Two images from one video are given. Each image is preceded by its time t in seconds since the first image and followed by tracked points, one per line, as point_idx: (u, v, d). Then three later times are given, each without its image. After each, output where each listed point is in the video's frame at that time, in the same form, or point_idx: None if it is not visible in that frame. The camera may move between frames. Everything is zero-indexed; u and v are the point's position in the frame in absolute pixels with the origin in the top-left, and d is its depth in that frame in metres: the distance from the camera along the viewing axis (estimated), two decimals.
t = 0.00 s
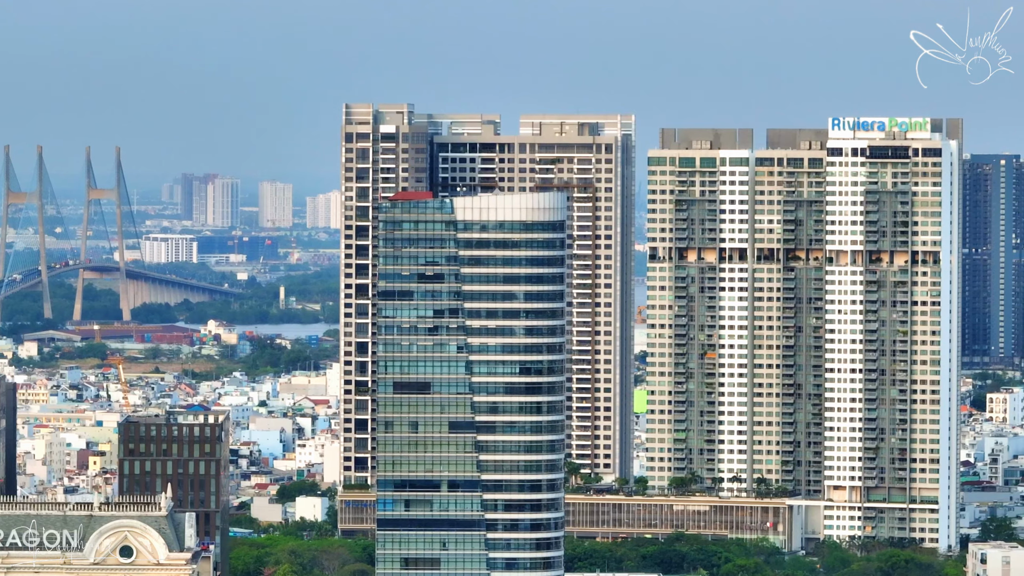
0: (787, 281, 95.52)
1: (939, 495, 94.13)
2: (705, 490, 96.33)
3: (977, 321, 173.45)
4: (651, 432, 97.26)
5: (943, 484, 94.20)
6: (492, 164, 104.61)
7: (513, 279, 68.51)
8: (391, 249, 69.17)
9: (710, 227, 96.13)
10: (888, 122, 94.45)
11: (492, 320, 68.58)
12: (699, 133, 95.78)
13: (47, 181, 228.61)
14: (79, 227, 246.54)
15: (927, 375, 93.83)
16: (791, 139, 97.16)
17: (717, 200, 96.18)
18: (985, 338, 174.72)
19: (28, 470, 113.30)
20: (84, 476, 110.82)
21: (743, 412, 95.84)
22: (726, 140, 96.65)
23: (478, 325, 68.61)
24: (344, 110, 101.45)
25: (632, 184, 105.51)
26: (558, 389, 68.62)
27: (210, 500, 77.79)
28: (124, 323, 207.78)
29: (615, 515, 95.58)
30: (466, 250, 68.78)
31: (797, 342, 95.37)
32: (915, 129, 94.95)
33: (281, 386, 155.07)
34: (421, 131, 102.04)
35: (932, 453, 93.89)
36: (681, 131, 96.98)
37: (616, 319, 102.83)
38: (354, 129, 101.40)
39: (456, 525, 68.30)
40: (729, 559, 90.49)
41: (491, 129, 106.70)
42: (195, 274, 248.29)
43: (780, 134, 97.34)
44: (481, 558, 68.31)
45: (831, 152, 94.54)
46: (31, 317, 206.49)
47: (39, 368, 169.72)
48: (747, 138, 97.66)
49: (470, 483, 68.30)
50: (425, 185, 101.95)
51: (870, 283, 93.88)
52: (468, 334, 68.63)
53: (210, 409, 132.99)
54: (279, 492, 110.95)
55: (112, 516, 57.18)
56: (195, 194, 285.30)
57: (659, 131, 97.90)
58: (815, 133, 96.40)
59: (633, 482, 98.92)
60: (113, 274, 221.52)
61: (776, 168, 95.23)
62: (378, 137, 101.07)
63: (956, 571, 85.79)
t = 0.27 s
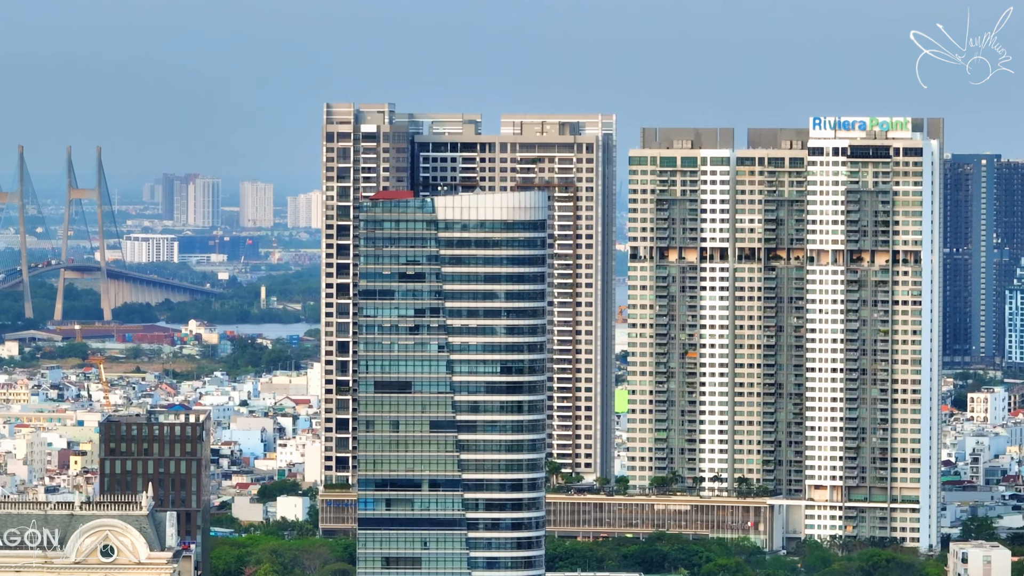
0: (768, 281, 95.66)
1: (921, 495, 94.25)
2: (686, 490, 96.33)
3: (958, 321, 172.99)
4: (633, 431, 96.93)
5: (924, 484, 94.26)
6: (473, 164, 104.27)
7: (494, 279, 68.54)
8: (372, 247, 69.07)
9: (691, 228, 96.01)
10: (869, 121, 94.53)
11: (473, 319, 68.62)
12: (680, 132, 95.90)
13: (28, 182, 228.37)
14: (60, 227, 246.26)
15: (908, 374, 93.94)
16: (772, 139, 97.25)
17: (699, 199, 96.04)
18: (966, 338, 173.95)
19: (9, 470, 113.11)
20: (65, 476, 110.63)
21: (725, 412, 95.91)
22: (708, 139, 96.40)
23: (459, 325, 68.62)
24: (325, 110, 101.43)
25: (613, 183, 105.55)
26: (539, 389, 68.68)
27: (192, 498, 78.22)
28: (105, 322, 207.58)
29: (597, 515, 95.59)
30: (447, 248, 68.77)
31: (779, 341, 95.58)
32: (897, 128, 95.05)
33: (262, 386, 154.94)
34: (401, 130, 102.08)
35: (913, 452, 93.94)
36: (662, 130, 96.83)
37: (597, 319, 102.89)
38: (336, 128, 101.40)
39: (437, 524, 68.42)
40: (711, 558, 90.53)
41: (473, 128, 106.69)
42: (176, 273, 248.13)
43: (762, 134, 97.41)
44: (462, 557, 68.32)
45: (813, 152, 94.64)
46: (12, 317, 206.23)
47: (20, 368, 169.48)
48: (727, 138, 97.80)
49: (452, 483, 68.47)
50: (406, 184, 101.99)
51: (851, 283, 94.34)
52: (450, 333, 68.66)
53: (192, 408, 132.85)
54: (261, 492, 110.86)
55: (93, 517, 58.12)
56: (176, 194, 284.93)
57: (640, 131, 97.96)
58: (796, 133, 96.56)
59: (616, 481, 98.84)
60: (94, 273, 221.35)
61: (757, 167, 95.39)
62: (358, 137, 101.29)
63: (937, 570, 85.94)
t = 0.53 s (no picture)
0: (749, 280, 95.81)
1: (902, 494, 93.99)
2: (667, 489, 96.50)
3: (940, 320, 173.10)
4: (614, 430, 97.55)
5: (906, 484, 94.13)
6: (455, 163, 104.92)
7: (476, 278, 68.59)
8: (354, 247, 69.13)
9: (673, 227, 96.54)
10: (851, 120, 94.61)
11: (455, 318, 68.66)
12: (662, 132, 95.99)
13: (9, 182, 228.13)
14: (41, 227, 246.03)
15: (889, 374, 93.89)
16: (754, 138, 97.34)
17: (680, 198, 96.52)
18: (949, 337, 173.94)
19: None
20: (47, 476, 110.53)
21: (706, 412, 96.14)
22: (689, 139, 96.93)
23: (441, 324, 68.67)
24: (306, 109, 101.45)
25: (595, 183, 105.61)
26: (521, 388, 68.70)
27: (174, 498, 78.03)
28: (87, 322, 207.40)
29: (578, 515, 95.57)
30: (428, 248, 68.78)
31: (761, 341, 95.66)
32: (879, 127, 95.13)
33: (243, 386, 154.81)
34: (383, 130, 102.16)
35: (894, 452, 93.86)
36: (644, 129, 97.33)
37: (579, 318, 102.90)
38: (317, 128, 101.43)
39: (419, 524, 68.39)
40: (693, 557, 90.59)
41: (454, 128, 106.71)
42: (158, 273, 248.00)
43: (743, 134, 97.48)
44: (445, 556, 68.33)
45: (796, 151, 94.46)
46: None
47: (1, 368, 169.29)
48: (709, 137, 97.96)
49: (434, 482, 68.42)
50: (388, 184, 102.07)
51: (832, 283, 94.12)
52: (432, 333, 68.71)
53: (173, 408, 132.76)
54: (242, 492, 110.81)
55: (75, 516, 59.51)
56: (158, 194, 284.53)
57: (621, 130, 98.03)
58: (778, 132, 96.81)
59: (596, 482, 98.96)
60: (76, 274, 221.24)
61: (738, 167, 95.49)
62: (341, 136, 101.23)
63: (919, 570, 85.98)
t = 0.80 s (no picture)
0: (731, 280, 95.95)
1: (884, 495, 93.97)
2: (649, 489, 96.56)
3: (921, 321, 174.33)
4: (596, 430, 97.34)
5: (888, 484, 94.02)
6: (436, 163, 104.42)
7: (457, 278, 68.58)
8: (335, 247, 69.05)
9: (654, 227, 96.42)
10: (832, 120, 94.58)
11: (436, 318, 68.65)
12: (643, 131, 96.09)
13: None
14: (22, 227, 245.73)
15: (871, 373, 93.91)
16: (735, 138, 97.45)
17: (662, 198, 96.48)
18: (929, 337, 175.03)
19: None
20: (28, 476, 110.36)
21: (688, 411, 96.18)
22: (670, 139, 97.05)
23: (422, 324, 68.65)
24: (287, 109, 101.45)
25: (576, 183, 105.73)
26: (502, 388, 68.77)
27: (156, 498, 78.07)
28: (68, 323, 207.17)
29: (560, 515, 95.79)
30: (410, 247, 68.80)
31: (742, 341, 95.74)
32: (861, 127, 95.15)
33: (224, 386, 154.68)
34: (365, 130, 102.19)
35: (876, 452, 93.74)
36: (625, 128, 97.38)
37: (560, 320, 103.03)
38: (298, 128, 101.49)
39: (400, 524, 68.48)
40: (674, 557, 90.73)
41: (436, 127, 106.78)
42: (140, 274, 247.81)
43: (725, 134, 97.60)
44: (426, 556, 68.39)
45: (776, 151, 94.77)
46: None
47: None
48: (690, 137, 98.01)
49: (415, 482, 68.51)
50: (369, 184, 102.10)
51: (814, 282, 94.14)
52: (413, 333, 68.72)
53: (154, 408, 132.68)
54: (224, 492, 110.78)
55: (58, 515, 59.77)
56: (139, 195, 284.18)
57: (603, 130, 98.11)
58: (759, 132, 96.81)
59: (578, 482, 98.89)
60: (57, 274, 221.06)
61: (720, 167, 95.50)
62: (322, 136, 101.28)
63: (901, 571, 86.10)
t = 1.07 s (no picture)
0: (712, 280, 95.96)
1: (865, 494, 94.03)
2: (630, 489, 96.75)
3: (903, 321, 174.98)
4: (577, 430, 97.55)
5: (868, 484, 94.17)
6: (417, 163, 104.75)
7: (438, 278, 68.55)
8: (316, 247, 69.12)
9: (635, 227, 96.59)
10: (813, 120, 94.78)
11: (417, 318, 68.63)
12: (624, 131, 96.26)
13: None
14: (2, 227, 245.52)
15: (852, 374, 93.94)
16: (716, 138, 97.63)
17: (643, 198, 96.51)
18: (911, 337, 175.68)
19: None
20: (10, 476, 110.23)
21: (668, 412, 96.31)
22: (651, 139, 97.11)
23: (403, 324, 68.67)
24: (268, 109, 101.53)
25: (557, 184, 105.56)
26: (483, 388, 68.69)
27: (136, 498, 77.84)
28: (49, 322, 206.99)
29: (540, 515, 95.82)
30: (391, 248, 68.77)
31: (723, 341, 95.84)
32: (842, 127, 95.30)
33: (205, 386, 154.60)
34: (345, 130, 102.22)
35: (857, 452, 93.92)
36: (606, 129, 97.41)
37: (541, 320, 103.05)
38: (279, 128, 101.58)
39: (381, 524, 68.49)
40: (655, 557, 90.83)
41: (417, 128, 106.87)
42: (121, 274, 247.65)
43: (705, 134, 97.76)
44: (407, 556, 68.41)
45: (758, 151, 94.82)
46: None
47: None
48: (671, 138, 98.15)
49: (396, 482, 68.53)
50: (350, 184, 102.16)
51: (795, 282, 94.34)
52: (394, 333, 68.72)
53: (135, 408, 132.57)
54: (205, 492, 110.74)
55: (39, 516, 59.84)
56: (120, 195, 283.20)
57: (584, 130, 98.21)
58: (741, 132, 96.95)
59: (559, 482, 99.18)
60: (38, 273, 220.89)
61: (701, 167, 95.64)
62: (303, 137, 101.41)
63: (882, 570, 86.15)
